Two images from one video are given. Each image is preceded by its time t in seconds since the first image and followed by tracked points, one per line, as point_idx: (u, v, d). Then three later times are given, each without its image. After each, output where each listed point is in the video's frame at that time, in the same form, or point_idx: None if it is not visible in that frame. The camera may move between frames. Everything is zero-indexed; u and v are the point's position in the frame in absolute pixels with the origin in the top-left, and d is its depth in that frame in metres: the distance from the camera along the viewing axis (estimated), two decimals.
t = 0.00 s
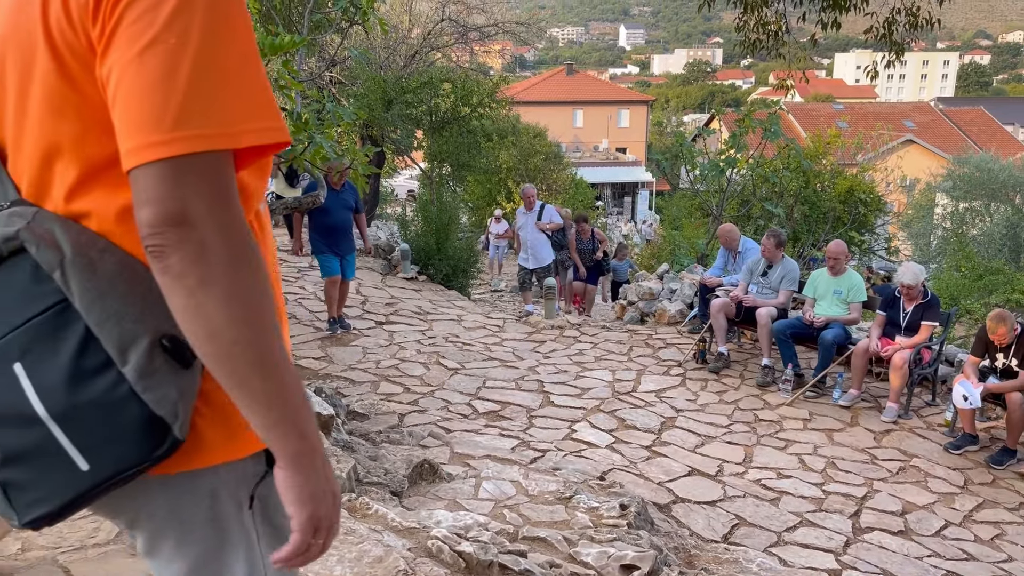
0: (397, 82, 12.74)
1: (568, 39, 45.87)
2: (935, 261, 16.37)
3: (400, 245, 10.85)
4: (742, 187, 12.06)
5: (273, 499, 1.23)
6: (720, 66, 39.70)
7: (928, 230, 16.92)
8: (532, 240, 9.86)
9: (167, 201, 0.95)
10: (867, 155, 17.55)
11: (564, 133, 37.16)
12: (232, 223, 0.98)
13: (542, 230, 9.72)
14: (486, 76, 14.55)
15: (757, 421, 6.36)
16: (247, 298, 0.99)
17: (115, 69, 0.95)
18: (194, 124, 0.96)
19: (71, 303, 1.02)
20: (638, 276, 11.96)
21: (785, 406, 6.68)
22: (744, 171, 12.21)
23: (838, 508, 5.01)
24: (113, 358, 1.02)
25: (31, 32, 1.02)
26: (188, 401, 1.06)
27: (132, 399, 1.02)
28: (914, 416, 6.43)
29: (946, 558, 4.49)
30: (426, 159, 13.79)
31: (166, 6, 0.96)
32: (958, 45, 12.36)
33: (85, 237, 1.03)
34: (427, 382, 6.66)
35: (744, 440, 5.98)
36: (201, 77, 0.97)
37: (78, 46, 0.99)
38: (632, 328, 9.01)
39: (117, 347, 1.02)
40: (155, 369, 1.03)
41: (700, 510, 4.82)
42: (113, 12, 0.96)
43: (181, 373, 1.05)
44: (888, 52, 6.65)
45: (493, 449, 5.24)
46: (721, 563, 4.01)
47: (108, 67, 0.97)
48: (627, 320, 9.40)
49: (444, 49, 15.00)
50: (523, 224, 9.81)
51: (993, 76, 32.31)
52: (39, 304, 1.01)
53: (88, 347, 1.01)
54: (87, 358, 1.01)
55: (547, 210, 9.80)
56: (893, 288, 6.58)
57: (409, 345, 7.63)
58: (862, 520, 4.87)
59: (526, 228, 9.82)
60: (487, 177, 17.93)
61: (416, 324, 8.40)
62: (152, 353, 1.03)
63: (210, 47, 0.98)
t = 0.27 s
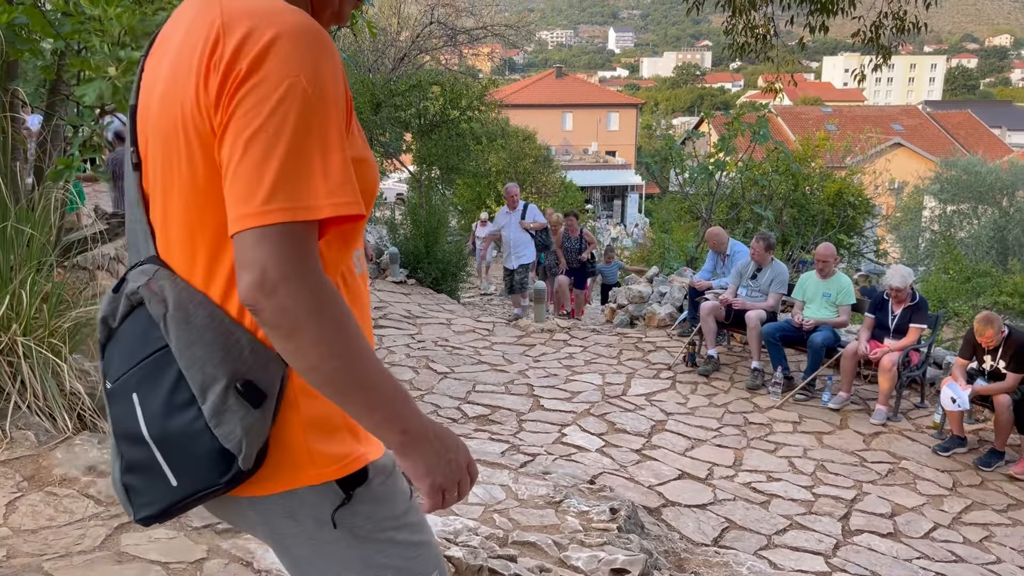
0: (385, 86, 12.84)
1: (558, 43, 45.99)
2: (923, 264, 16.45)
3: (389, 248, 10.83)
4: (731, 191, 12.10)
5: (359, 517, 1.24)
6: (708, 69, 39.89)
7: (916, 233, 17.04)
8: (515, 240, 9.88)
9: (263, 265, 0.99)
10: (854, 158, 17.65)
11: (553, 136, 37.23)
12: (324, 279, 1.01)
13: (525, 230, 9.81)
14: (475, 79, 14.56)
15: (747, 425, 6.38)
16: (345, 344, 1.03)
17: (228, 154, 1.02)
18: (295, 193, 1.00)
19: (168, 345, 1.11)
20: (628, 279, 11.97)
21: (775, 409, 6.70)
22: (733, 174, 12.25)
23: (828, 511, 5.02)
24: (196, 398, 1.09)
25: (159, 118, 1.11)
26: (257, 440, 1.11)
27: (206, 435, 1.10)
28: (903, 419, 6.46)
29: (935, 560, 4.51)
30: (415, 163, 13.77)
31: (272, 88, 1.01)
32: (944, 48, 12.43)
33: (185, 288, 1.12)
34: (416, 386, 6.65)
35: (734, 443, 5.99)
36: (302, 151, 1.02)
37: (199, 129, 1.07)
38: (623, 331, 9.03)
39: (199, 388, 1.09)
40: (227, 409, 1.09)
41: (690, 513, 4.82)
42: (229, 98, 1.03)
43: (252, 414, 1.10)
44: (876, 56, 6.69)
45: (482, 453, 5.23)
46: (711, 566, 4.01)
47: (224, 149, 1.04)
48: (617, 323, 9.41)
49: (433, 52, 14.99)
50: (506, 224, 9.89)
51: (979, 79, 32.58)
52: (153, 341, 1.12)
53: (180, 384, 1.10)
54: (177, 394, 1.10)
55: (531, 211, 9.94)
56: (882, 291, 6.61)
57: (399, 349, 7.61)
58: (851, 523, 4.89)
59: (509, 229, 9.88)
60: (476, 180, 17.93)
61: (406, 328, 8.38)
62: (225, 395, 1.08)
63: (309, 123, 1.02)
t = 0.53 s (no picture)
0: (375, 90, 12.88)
1: (547, 47, 46.13)
2: (911, 267, 16.55)
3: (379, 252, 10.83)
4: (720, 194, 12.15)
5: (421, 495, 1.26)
6: (697, 74, 40.09)
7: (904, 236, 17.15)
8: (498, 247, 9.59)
9: (309, 236, 1.05)
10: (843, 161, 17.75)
11: (543, 140, 37.31)
12: (361, 259, 1.06)
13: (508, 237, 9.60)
14: (464, 83, 14.57)
15: (736, 427, 6.40)
16: (364, 327, 1.07)
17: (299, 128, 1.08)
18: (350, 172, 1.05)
19: (259, 301, 1.20)
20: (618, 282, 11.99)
21: (764, 412, 6.73)
22: (722, 178, 12.30)
23: (817, 514, 5.04)
24: (279, 351, 1.17)
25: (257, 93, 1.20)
26: (330, 398, 1.16)
27: (284, 387, 1.17)
28: (891, 422, 6.51)
29: (924, 562, 4.54)
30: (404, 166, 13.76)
31: (347, 72, 1.07)
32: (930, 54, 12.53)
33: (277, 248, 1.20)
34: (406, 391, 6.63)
35: (724, 446, 6.01)
36: (360, 133, 1.06)
37: (286, 108, 1.15)
38: (613, 334, 9.04)
39: (282, 343, 1.17)
40: (304, 366, 1.15)
41: (680, 517, 4.83)
42: (309, 78, 1.09)
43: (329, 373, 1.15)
44: (863, 60, 6.82)
45: (472, 458, 5.22)
46: (701, 570, 4.01)
47: (298, 122, 1.10)
48: (606, 327, 9.42)
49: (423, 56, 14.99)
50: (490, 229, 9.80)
51: (965, 84, 32.84)
52: (245, 295, 1.22)
53: (267, 338, 1.19)
54: (262, 346, 1.18)
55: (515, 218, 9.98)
56: (871, 295, 6.65)
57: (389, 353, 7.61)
58: (840, 525, 4.91)
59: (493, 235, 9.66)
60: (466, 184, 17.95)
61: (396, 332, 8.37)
62: (305, 352, 1.15)
63: (374, 107, 1.07)
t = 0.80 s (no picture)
0: (364, 94, 12.88)
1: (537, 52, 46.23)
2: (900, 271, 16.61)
3: (369, 256, 10.82)
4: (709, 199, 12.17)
5: (566, 546, 1.41)
6: (686, 78, 40.22)
7: (892, 239, 17.23)
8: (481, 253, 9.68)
9: (454, 303, 1.09)
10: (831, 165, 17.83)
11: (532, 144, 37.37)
12: (497, 328, 1.10)
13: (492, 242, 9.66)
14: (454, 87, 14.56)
15: (726, 431, 6.42)
16: (494, 392, 1.11)
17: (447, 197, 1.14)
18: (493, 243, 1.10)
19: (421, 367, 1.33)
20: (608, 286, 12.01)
21: (754, 415, 6.76)
22: (711, 182, 12.33)
23: (807, 517, 5.06)
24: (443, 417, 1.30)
25: (408, 156, 1.27)
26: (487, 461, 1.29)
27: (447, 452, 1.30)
28: (881, 425, 6.55)
29: (913, 564, 4.56)
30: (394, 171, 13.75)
31: (496, 144, 1.12)
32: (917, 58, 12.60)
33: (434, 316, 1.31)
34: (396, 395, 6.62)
35: (714, 449, 6.03)
36: (505, 207, 1.11)
37: (436, 174, 1.21)
38: (603, 338, 9.05)
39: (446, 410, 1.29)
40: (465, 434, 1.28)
41: (670, 520, 4.84)
42: (459, 149, 1.15)
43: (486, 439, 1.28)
44: (851, 66, 6.80)
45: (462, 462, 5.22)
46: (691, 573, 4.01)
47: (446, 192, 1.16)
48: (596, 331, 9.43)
49: (413, 60, 14.98)
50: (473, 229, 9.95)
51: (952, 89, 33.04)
52: (406, 361, 1.34)
53: (429, 403, 1.31)
54: (426, 413, 1.32)
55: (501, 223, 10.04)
56: (859, 298, 6.70)
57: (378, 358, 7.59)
58: (830, 528, 4.94)
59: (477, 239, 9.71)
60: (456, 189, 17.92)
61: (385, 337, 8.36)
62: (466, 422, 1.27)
63: (519, 183, 1.11)
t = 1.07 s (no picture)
0: (354, 97, 12.88)
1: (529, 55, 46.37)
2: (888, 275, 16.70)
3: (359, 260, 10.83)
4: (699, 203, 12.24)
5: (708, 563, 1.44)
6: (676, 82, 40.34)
7: (881, 242, 17.33)
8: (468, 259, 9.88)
9: (644, 351, 1.15)
10: (820, 169, 17.91)
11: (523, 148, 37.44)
12: (692, 371, 1.14)
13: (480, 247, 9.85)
14: (445, 91, 14.57)
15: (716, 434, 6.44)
16: (703, 433, 1.15)
17: (627, 243, 1.19)
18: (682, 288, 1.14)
19: (569, 393, 1.37)
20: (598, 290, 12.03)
21: (744, 419, 6.79)
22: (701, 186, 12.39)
23: (797, 520, 5.08)
24: (590, 444, 1.34)
25: (570, 194, 1.32)
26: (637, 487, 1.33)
27: (595, 477, 1.34)
28: (869, 427, 6.59)
29: (902, 567, 4.59)
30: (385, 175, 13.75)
31: (674, 190, 1.17)
32: (904, 63, 12.70)
33: (586, 344, 1.35)
34: (387, 400, 6.61)
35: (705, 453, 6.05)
36: (688, 252, 1.16)
37: (609, 218, 1.26)
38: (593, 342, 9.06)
39: (593, 437, 1.33)
40: (614, 459, 1.32)
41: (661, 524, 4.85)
42: (636, 196, 1.20)
43: (635, 464, 1.32)
44: (840, 71, 6.83)
45: (453, 467, 5.22)
46: None
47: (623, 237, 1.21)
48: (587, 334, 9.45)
49: (403, 64, 14.98)
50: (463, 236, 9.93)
51: (939, 93, 33.26)
52: (556, 386, 1.39)
53: (577, 429, 1.35)
54: (573, 437, 1.36)
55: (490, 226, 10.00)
56: (848, 302, 6.75)
57: (368, 362, 7.58)
58: (820, 531, 4.96)
59: (465, 242, 9.92)
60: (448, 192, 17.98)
61: (376, 341, 8.35)
62: (616, 447, 1.32)
63: (699, 226, 1.16)
